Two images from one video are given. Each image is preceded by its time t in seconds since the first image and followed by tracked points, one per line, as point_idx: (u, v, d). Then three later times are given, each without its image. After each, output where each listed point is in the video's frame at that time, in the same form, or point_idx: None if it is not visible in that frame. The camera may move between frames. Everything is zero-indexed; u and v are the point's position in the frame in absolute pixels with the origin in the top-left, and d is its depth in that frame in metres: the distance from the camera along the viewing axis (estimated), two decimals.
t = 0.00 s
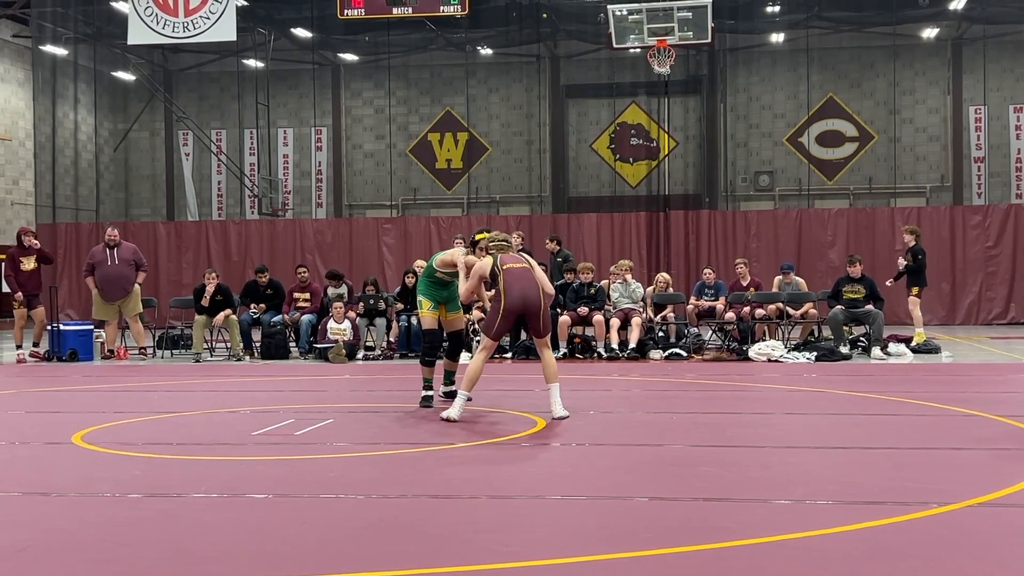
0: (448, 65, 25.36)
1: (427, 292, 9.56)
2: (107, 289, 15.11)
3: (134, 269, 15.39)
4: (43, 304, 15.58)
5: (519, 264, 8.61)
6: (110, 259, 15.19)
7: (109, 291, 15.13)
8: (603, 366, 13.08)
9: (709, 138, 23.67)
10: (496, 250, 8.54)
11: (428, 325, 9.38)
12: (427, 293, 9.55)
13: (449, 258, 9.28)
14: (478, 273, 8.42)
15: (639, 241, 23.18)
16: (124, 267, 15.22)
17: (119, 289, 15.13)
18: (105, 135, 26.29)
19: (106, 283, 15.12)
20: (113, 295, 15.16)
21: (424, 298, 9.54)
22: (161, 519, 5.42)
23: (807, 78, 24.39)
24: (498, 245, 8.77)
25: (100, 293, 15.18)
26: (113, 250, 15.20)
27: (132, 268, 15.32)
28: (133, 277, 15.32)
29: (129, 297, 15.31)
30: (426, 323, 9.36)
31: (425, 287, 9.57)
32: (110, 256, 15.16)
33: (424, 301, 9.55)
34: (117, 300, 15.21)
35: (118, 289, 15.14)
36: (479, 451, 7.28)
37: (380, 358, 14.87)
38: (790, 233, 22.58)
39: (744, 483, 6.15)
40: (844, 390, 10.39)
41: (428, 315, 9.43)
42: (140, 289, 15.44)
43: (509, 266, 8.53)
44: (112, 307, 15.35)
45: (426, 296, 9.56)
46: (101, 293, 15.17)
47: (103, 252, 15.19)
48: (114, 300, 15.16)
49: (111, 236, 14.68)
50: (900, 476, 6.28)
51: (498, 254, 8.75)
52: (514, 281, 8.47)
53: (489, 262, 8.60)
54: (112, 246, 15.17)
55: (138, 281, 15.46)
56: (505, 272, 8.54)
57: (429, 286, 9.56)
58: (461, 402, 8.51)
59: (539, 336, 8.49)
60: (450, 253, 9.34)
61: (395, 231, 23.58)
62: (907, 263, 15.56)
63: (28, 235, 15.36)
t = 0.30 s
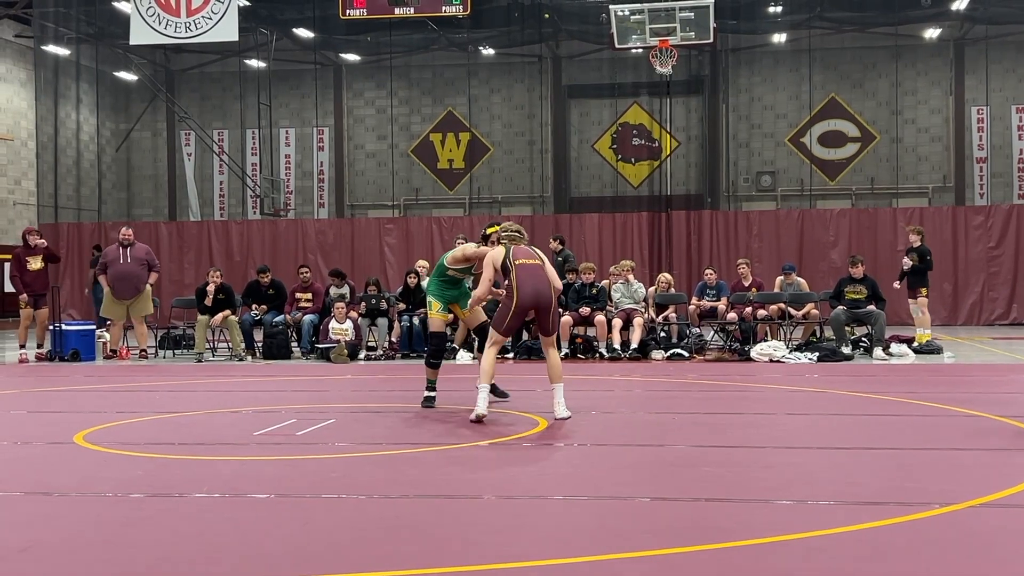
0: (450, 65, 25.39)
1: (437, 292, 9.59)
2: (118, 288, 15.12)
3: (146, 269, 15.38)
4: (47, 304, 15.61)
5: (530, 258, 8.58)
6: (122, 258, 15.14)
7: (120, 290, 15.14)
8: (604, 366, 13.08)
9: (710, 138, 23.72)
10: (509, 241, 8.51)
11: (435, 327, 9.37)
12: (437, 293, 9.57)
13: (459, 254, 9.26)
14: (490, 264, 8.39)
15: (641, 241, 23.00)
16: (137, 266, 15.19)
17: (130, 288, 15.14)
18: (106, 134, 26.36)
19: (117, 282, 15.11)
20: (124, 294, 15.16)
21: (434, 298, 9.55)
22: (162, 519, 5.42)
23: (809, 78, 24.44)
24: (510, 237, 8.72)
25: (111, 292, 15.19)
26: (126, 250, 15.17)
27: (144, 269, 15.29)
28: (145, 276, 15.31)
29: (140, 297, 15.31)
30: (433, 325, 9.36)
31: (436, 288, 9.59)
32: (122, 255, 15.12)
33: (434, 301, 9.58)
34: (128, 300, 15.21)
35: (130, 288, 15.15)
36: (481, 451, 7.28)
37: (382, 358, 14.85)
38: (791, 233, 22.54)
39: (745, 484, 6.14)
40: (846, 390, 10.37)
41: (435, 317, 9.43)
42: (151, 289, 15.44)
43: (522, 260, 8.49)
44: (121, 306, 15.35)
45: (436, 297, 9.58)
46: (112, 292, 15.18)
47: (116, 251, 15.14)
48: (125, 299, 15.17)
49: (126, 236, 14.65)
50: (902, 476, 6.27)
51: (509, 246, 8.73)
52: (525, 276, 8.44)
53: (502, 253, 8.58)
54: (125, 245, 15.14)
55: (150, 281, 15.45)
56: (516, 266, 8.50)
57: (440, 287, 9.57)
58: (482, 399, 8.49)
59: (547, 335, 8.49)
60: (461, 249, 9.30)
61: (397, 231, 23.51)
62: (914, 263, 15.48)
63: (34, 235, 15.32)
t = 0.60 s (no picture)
0: (450, 63, 25.39)
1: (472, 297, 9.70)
2: (124, 286, 15.12)
3: (153, 268, 15.38)
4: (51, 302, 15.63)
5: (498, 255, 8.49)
6: (130, 256, 15.20)
7: (125, 288, 15.14)
8: (605, 365, 13.08)
9: (710, 137, 23.73)
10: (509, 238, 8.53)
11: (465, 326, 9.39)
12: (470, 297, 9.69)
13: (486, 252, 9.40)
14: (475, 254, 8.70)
15: (642, 241, 22.83)
16: (144, 264, 15.21)
17: (136, 286, 15.13)
18: (107, 133, 26.56)
19: (124, 280, 15.12)
20: (130, 292, 15.17)
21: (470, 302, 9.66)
22: (163, 518, 5.41)
23: (810, 77, 24.48)
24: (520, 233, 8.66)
25: (116, 290, 15.19)
26: (134, 248, 15.22)
27: (151, 267, 15.30)
28: (151, 275, 15.30)
29: (146, 295, 15.29)
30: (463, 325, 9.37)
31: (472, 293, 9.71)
32: (130, 252, 15.17)
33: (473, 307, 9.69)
34: (133, 298, 15.21)
35: (135, 286, 15.15)
36: (481, 449, 7.28)
37: (383, 356, 14.84)
38: (793, 231, 22.40)
39: (746, 482, 6.14)
40: (846, 389, 10.37)
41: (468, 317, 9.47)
42: (157, 289, 15.42)
43: (486, 256, 8.48)
44: (125, 304, 15.32)
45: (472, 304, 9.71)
46: (118, 290, 15.19)
47: (124, 249, 15.21)
48: (130, 296, 15.16)
49: (133, 234, 14.69)
50: (903, 474, 6.27)
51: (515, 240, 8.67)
52: (480, 272, 8.45)
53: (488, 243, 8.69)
54: (133, 243, 15.20)
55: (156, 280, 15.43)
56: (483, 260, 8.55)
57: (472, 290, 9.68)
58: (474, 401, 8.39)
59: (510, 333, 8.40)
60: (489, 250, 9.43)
61: (398, 230, 23.45)
62: (924, 260, 15.44)
63: (41, 233, 15.37)
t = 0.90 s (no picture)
0: (450, 61, 25.37)
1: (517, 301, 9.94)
2: (123, 283, 15.12)
3: (152, 266, 15.38)
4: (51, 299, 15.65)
5: (457, 266, 8.33)
6: (129, 254, 15.20)
7: (124, 285, 15.13)
8: (604, 363, 13.09)
9: (710, 135, 23.85)
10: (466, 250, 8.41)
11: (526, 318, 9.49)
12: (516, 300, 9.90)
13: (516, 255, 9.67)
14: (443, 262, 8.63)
15: (643, 240, 22.68)
16: (143, 262, 15.20)
17: (134, 283, 15.14)
18: (107, 131, 26.60)
19: (122, 277, 15.11)
20: (128, 290, 15.17)
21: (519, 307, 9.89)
22: (163, 516, 5.42)
23: (809, 75, 24.48)
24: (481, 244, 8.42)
25: (115, 287, 15.19)
26: (133, 245, 15.22)
27: (150, 265, 15.30)
28: (150, 273, 15.30)
29: (144, 292, 15.29)
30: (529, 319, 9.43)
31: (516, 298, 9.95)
32: (129, 250, 15.18)
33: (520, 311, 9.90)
34: (131, 295, 15.22)
35: (134, 283, 15.15)
36: (480, 448, 7.28)
37: (383, 354, 14.83)
38: (793, 230, 22.31)
39: (745, 480, 6.15)
40: (846, 387, 10.37)
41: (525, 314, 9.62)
42: (156, 287, 15.41)
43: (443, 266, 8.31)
44: (125, 301, 15.33)
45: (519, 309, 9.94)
46: (116, 287, 15.18)
47: (123, 246, 15.21)
48: (129, 294, 15.17)
49: (133, 232, 14.70)
50: (902, 473, 6.26)
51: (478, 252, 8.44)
52: (438, 282, 8.30)
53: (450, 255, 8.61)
54: (132, 241, 15.20)
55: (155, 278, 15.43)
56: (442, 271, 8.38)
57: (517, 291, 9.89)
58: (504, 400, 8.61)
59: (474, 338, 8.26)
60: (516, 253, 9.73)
61: (398, 228, 23.43)
62: (930, 260, 15.43)
63: (42, 231, 15.33)
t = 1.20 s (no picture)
0: (449, 59, 25.39)
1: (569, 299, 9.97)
2: (114, 281, 15.08)
3: (143, 264, 15.39)
4: (44, 299, 15.62)
5: (404, 258, 8.79)
6: (120, 251, 15.20)
7: (115, 283, 15.09)
8: (603, 361, 13.10)
9: (709, 133, 23.88)
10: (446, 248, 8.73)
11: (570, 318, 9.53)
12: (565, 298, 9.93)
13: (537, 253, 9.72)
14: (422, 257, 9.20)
15: (641, 237, 22.71)
16: (134, 260, 15.21)
17: (125, 281, 15.09)
18: (106, 129, 26.56)
19: (113, 275, 15.07)
20: (119, 287, 15.11)
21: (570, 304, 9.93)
22: (161, 514, 5.42)
23: (808, 73, 24.49)
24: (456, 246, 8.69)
25: (107, 286, 15.16)
26: (124, 243, 15.26)
27: (141, 263, 15.31)
28: (141, 271, 15.30)
29: (136, 291, 15.27)
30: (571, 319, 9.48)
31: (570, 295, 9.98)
32: (121, 248, 15.19)
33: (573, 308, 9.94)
34: (123, 293, 15.17)
35: (125, 282, 15.11)
36: (479, 446, 7.29)
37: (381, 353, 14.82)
38: (791, 229, 22.30)
39: (743, 479, 6.15)
40: (845, 385, 10.38)
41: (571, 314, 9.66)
42: (147, 286, 15.40)
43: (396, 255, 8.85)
44: (117, 300, 15.31)
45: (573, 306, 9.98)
46: (108, 285, 15.15)
47: (114, 244, 15.23)
48: (120, 292, 15.13)
49: (123, 229, 14.73)
50: (901, 471, 6.27)
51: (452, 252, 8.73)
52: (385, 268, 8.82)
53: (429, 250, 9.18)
54: (123, 239, 15.24)
55: (146, 277, 15.44)
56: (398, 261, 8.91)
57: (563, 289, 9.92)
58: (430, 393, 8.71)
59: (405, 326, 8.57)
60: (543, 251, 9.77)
61: (396, 226, 23.45)
62: (929, 259, 15.45)
63: (35, 229, 15.37)
